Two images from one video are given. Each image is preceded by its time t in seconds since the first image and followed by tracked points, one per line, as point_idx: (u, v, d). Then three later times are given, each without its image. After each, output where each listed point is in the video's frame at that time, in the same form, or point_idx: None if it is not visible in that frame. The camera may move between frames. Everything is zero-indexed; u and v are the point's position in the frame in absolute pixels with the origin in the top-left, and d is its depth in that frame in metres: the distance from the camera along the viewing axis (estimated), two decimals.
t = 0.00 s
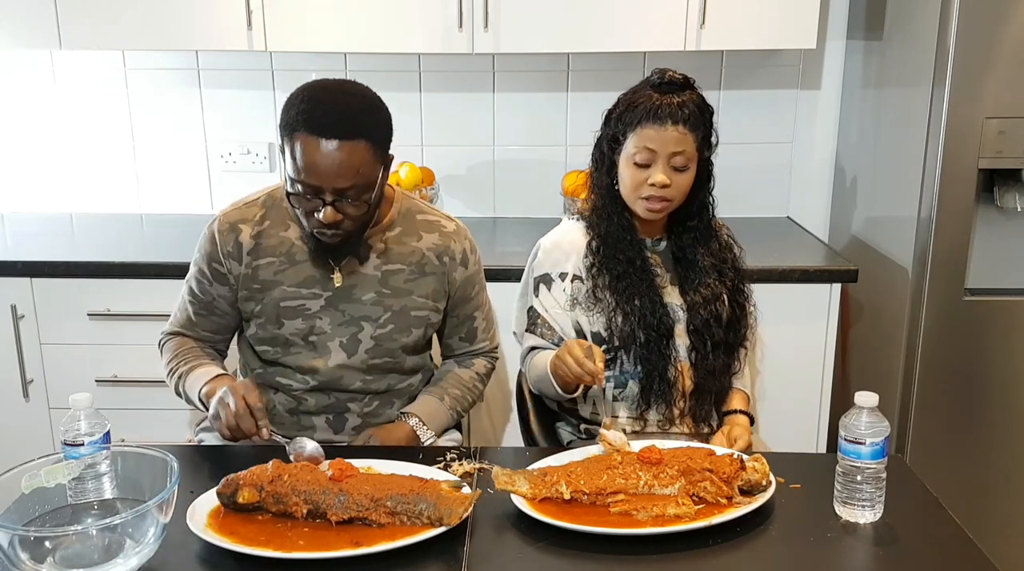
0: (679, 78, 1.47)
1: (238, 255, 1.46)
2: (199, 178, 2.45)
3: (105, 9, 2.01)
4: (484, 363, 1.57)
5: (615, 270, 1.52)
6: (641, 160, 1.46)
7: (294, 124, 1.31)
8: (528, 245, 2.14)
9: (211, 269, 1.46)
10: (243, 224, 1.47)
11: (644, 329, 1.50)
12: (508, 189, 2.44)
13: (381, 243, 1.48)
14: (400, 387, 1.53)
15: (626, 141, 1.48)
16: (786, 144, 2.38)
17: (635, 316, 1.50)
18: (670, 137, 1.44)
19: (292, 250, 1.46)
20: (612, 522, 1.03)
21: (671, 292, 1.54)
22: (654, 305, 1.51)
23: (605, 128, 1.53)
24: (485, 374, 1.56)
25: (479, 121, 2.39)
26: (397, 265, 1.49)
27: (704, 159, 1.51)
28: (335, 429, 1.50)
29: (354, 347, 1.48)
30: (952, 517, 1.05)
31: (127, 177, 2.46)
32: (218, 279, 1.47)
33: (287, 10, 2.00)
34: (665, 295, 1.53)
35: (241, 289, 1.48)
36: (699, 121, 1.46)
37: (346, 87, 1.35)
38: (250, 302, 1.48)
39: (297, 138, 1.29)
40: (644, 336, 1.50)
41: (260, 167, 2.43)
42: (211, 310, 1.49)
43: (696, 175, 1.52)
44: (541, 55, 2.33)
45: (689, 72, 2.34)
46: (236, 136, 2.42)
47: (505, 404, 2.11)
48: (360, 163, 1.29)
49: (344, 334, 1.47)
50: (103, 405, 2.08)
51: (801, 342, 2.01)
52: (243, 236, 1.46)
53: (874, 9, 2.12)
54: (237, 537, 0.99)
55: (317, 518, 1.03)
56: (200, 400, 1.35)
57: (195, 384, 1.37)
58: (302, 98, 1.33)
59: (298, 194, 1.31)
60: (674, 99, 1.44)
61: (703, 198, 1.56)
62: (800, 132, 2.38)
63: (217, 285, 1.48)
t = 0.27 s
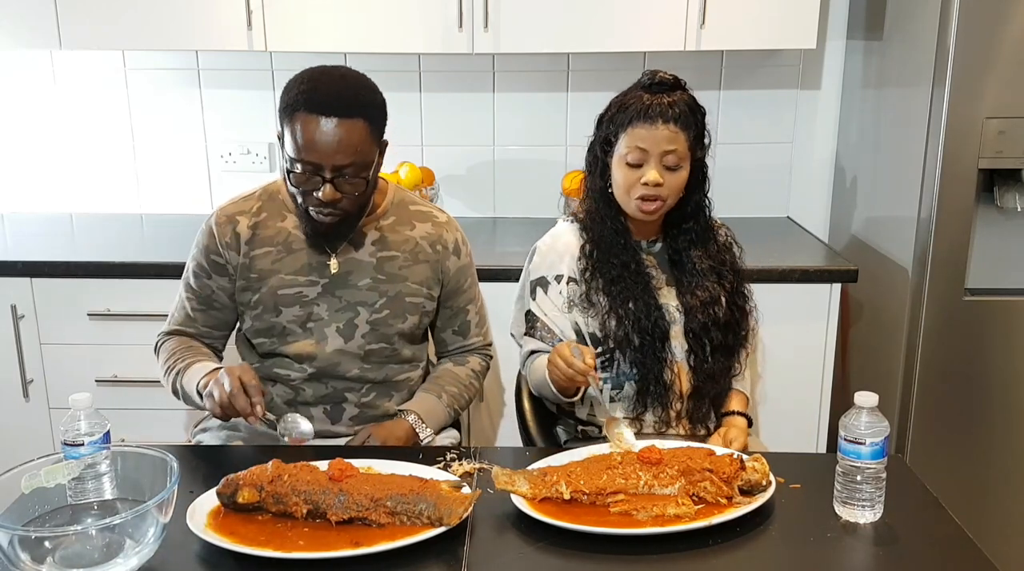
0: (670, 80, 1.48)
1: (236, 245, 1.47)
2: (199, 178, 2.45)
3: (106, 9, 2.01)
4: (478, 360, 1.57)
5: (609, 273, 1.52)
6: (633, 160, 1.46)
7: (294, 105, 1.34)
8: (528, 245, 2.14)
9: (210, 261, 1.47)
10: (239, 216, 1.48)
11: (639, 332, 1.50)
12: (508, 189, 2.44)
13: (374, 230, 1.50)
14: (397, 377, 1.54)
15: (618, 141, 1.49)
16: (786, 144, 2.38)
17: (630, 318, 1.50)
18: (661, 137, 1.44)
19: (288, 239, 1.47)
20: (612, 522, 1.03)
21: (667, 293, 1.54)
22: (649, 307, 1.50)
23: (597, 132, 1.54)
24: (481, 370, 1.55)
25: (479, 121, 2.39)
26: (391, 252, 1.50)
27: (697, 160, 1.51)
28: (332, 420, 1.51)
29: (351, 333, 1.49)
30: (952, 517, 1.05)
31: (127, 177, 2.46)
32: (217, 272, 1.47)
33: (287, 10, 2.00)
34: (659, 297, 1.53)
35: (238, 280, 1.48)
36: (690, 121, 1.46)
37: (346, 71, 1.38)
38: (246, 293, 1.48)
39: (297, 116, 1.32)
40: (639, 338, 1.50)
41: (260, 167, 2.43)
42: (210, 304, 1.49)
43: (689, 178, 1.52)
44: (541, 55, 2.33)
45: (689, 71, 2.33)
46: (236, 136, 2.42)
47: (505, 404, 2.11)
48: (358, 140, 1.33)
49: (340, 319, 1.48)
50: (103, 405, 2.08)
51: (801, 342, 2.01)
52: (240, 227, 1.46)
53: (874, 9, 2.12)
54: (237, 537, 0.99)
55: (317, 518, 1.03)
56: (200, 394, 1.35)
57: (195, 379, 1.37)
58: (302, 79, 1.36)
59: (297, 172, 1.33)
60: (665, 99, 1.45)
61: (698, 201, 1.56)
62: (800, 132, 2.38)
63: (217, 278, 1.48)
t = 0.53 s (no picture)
0: (664, 80, 1.48)
1: (237, 243, 1.46)
2: (199, 178, 2.45)
3: (105, 9, 2.01)
4: (478, 359, 1.57)
5: (601, 276, 1.54)
6: (628, 164, 1.46)
7: (294, 102, 1.35)
8: (528, 246, 2.14)
9: (214, 258, 1.46)
10: (240, 214, 1.48)
11: (624, 337, 1.51)
12: (508, 189, 2.44)
13: (375, 227, 1.50)
14: (397, 374, 1.54)
15: (615, 145, 1.50)
16: (786, 145, 2.38)
17: (615, 323, 1.51)
18: (654, 139, 1.45)
19: (289, 236, 1.47)
20: (611, 522, 1.03)
21: (660, 298, 1.54)
22: (637, 313, 1.51)
23: (596, 136, 1.55)
24: (480, 369, 1.55)
25: (479, 121, 2.39)
26: (390, 249, 1.50)
27: (697, 159, 1.52)
28: (331, 417, 1.51)
29: (351, 329, 1.49)
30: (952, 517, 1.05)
31: (127, 177, 2.46)
32: (221, 269, 1.47)
33: (287, 10, 2.00)
34: (651, 301, 1.54)
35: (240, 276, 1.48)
36: (685, 121, 1.46)
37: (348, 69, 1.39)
38: (247, 290, 1.48)
39: (298, 113, 1.33)
40: (624, 343, 1.51)
41: (260, 167, 2.43)
42: (215, 301, 1.49)
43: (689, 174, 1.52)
44: (541, 55, 2.33)
45: (689, 71, 2.34)
46: (236, 136, 2.42)
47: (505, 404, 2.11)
48: (360, 136, 1.34)
49: (340, 317, 1.48)
50: (103, 405, 2.08)
51: (801, 342, 2.01)
52: (242, 225, 1.47)
53: (874, 9, 2.12)
54: (238, 537, 0.99)
55: (317, 518, 1.03)
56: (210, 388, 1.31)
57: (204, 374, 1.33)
58: (303, 76, 1.37)
59: (299, 169, 1.34)
60: (657, 100, 1.45)
61: (699, 201, 1.54)
62: (800, 132, 2.38)
63: (220, 275, 1.47)
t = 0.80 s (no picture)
0: (664, 80, 1.48)
1: (246, 242, 1.45)
2: (199, 178, 2.45)
3: (105, 9, 2.01)
4: (482, 363, 1.57)
5: (599, 278, 1.57)
6: (629, 166, 1.48)
7: (307, 108, 1.35)
8: (528, 246, 2.14)
9: (221, 256, 1.45)
10: (248, 214, 1.47)
11: (612, 340, 1.54)
12: (508, 189, 2.44)
13: (382, 231, 1.50)
14: (399, 376, 1.54)
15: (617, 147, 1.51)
16: (786, 145, 2.38)
17: (605, 326, 1.54)
18: (653, 140, 1.45)
19: (296, 238, 1.47)
20: (611, 522, 1.03)
21: (657, 302, 1.55)
22: (628, 316, 1.53)
23: (602, 138, 1.56)
24: (483, 373, 1.56)
25: (479, 121, 2.39)
26: (396, 252, 1.50)
27: (699, 157, 1.51)
28: (334, 419, 1.51)
29: (356, 332, 1.49)
30: (952, 517, 1.05)
31: (127, 177, 2.46)
32: (228, 268, 1.46)
33: (287, 10, 2.00)
34: (646, 306, 1.55)
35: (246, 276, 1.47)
36: (685, 120, 1.46)
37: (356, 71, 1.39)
38: (253, 290, 1.48)
39: (313, 118, 1.33)
40: (612, 346, 1.54)
41: (260, 167, 2.43)
42: (220, 300, 1.47)
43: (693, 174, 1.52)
44: (541, 55, 2.33)
45: (689, 71, 2.34)
46: (236, 136, 2.42)
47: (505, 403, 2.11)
48: (375, 141, 1.33)
49: (346, 319, 1.48)
50: (103, 405, 2.08)
51: (801, 342, 2.01)
52: (249, 224, 1.46)
53: (874, 9, 2.12)
54: (237, 537, 0.99)
55: (317, 518, 1.03)
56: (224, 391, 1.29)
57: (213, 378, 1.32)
58: (318, 80, 1.37)
59: (314, 174, 1.34)
60: (657, 101, 1.45)
61: (702, 200, 1.54)
62: (800, 132, 2.38)
63: (227, 274, 1.46)
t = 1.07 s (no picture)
0: (668, 82, 1.47)
1: (253, 243, 1.45)
2: (199, 178, 2.45)
3: (105, 9, 2.01)
4: (485, 365, 1.58)
5: (599, 277, 1.58)
6: (632, 171, 1.48)
7: (320, 112, 1.35)
8: (528, 246, 2.14)
9: (227, 257, 1.45)
10: (254, 214, 1.46)
11: (604, 341, 1.56)
12: (508, 189, 2.44)
13: (389, 235, 1.50)
14: (402, 378, 1.54)
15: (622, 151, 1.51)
16: (786, 145, 2.39)
17: (598, 326, 1.56)
18: (657, 144, 1.45)
19: (303, 240, 1.47)
20: (611, 522, 1.03)
21: (654, 304, 1.56)
22: (621, 317, 1.55)
23: (609, 141, 1.57)
24: (486, 376, 1.56)
25: (479, 121, 2.39)
26: (402, 255, 1.50)
27: (704, 161, 1.49)
28: (336, 420, 1.51)
29: (362, 335, 1.49)
30: (951, 517, 1.05)
31: (127, 177, 2.46)
32: (234, 269, 1.46)
33: (287, 10, 2.00)
34: (642, 307, 1.56)
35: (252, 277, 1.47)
36: (688, 124, 1.45)
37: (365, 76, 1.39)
38: (258, 292, 1.47)
39: (329, 120, 1.33)
40: (605, 346, 1.56)
41: (260, 167, 2.43)
42: (226, 301, 1.47)
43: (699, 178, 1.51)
44: (541, 55, 2.33)
45: (689, 72, 2.34)
46: (236, 136, 2.42)
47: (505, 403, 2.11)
48: (390, 147, 1.33)
49: (352, 321, 1.48)
50: (103, 405, 2.08)
51: (801, 342, 2.01)
52: (256, 225, 1.45)
53: (874, 9, 2.12)
54: (237, 537, 0.99)
55: (316, 518, 1.03)
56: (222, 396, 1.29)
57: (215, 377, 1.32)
58: (336, 82, 1.37)
59: (330, 176, 1.34)
60: (660, 105, 1.45)
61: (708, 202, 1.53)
62: (800, 132, 2.38)
63: (233, 275, 1.46)
